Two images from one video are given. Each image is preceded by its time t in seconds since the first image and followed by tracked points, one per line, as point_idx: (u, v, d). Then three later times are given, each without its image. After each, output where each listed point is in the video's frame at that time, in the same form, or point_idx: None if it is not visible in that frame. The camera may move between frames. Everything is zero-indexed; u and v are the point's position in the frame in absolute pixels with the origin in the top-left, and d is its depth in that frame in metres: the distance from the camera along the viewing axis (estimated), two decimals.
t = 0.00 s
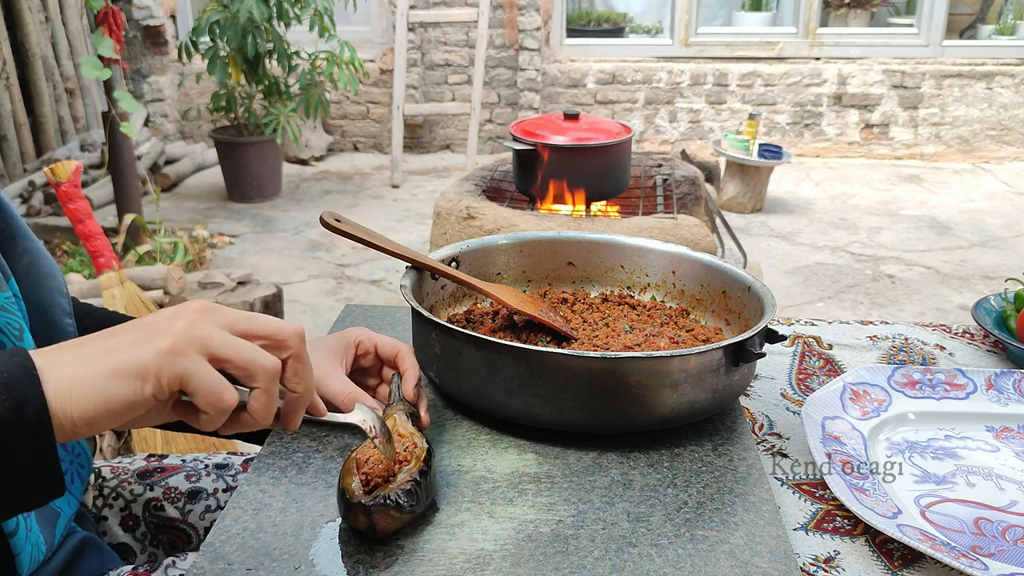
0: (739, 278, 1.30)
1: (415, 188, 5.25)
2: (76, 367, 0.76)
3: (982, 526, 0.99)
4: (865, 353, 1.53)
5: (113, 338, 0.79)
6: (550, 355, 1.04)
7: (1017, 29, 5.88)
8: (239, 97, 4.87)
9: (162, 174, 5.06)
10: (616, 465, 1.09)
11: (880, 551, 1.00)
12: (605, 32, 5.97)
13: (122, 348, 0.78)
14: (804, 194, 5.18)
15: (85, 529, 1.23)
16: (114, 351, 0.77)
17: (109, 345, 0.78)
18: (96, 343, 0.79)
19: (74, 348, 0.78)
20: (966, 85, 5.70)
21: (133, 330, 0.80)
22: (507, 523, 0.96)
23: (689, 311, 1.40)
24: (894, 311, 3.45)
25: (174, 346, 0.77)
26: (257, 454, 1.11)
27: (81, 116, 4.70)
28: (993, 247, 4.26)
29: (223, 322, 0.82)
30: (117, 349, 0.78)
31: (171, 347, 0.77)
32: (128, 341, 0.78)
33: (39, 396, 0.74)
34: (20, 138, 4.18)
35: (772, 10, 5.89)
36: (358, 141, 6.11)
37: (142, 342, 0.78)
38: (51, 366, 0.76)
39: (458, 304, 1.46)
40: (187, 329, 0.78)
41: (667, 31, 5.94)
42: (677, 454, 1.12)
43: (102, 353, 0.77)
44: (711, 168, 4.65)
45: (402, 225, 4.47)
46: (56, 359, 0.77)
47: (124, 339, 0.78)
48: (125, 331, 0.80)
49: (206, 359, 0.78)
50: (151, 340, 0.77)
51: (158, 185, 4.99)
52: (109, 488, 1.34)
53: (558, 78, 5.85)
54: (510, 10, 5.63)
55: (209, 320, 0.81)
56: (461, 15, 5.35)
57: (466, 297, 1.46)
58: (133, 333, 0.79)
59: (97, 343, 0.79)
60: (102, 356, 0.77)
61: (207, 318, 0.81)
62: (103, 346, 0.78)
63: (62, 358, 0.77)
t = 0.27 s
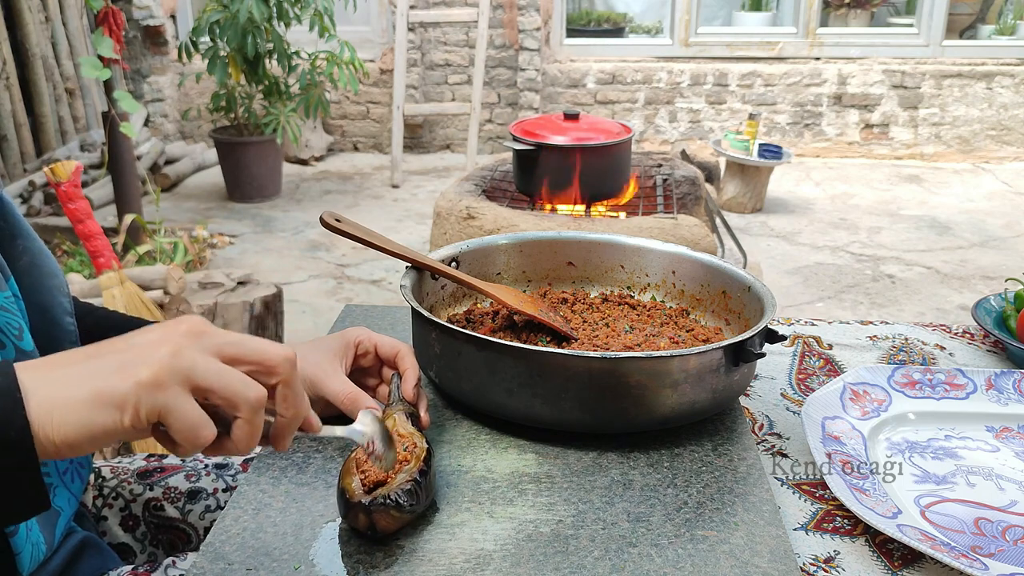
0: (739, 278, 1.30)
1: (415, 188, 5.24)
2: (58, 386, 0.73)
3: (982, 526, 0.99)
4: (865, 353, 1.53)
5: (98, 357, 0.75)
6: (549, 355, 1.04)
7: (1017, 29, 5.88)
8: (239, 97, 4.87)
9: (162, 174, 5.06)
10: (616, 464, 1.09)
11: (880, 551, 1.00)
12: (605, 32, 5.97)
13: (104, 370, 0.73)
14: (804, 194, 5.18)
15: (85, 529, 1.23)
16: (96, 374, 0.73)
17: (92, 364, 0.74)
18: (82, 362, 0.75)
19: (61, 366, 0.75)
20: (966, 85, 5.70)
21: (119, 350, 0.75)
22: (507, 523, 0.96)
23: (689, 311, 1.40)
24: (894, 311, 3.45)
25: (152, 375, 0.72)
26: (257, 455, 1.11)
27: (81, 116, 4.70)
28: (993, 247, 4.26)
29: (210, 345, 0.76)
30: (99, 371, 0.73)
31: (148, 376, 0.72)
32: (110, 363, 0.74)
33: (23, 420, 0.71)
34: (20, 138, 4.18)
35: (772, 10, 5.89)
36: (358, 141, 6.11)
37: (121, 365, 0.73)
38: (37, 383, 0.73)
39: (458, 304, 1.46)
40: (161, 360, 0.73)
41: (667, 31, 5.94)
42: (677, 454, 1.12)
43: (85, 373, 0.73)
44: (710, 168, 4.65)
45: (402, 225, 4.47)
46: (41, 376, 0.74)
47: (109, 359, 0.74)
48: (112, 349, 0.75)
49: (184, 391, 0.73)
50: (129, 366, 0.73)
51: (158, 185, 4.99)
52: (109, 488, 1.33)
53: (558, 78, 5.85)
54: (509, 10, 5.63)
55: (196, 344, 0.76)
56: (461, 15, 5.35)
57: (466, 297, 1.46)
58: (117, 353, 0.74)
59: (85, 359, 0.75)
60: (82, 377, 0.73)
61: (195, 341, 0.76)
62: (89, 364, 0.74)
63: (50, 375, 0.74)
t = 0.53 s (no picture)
0: (739, 278, 1.30)
1: (415, 188, 5.25)
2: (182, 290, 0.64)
3: (982, 526, 0.99)
4: (865, 353, 1.53)
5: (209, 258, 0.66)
6: (549, 355, 1.04)
7: (1017, 29, 5.88)
8: (239, 97, 4.87)
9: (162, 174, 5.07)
10: (616, 464, 1.09)
11: (880, 551, 1.00)
12: (605, 32, 5.97)
13: (233, 272, 0.66)
14: (804, 194, 5.18)
15: (85, 530, 1.23)
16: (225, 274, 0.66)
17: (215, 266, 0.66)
18: (193, 267, 0.66)
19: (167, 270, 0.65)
20: (966, 85, 5.70)
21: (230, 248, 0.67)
22: (507, 523, 0.96)
23: (689, 311, 1.41)
24: (894, 311, 3.45)
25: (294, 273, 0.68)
26: (257, 455, 1.11)
27: (81, 116, 4.70)
28: (993, 247, 4.26)
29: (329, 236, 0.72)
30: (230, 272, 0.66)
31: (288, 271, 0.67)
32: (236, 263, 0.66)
33: (139, 344, 0.63)
34: (20, 138, 4.18)
35: (772, 10, 5.89)
36: (358, 141, 6.11)
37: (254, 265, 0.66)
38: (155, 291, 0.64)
39: (458, 304, 1.46)
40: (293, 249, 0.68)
41: (667, 31, 5.94)
42: (677, 454, 1.12)
43: (208, 276, 0.65)
44: (710, 168, 4.64)
45: (402, 225, 4.47)
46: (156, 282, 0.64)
47: (231, 259, 0.66)
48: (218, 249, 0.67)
49: (325, 280, 0.69)
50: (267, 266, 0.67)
51: (158, 185, 4.99)
52: (109, 488, 1.34)
53: (558, 78, 5.85)
54: (509, 9, 5.64)
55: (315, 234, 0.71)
56: (461, 15, 5.35)
57: (466, 297, 1.46)
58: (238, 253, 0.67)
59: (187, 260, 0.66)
60: (211, 280, 0.65)
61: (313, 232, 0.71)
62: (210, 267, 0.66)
63: (167, 279, 0.65)
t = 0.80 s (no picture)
0: (739, 278, 1.30)
1: (415, 188, 5.25)
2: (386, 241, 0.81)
3: (982, 526, 0.99)
4: (865, 353, 1.53)
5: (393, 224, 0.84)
6: (549, 355, 1.04)
7: (1017, 29, 5.88)
8: (239, 97, 4.87)
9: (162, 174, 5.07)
10: (616, 465, 1.09)
11: (880, 551, 1.00)
12: (605, 32, 5.97)
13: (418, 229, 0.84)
14: (804, 194, 5.18)
15: (86, 529, 1.23)
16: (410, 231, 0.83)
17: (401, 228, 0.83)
18: (387, 231, 0.83)
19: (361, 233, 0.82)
20: (966, 85, 5.70)
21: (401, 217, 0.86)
22: (507, 523, 0.96)
23: (689, 311, 1.41)
24: (894, 311, 3.45)
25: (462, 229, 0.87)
26: (257, 455, 1.11)
27: (81, 115, 4.70)
28: (993, 247, 4.26)
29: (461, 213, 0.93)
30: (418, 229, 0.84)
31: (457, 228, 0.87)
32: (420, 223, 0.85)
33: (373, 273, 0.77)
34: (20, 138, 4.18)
35: (772, 10, 5.90)
36: (358, 141, 6.11)
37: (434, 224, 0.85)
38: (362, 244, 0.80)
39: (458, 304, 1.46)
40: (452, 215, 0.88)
41: (667, 31, 5.94)
42: (677, 454, 1.12)
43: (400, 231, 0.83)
44: (710, 168, 4.65)
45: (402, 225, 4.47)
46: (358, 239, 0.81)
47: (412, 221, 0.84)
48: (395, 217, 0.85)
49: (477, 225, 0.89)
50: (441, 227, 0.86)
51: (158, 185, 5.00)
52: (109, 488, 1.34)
53: (558, 78, 5.85)
54: (509, 10, 5.64)
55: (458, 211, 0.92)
56: (461, 15, 5.35)
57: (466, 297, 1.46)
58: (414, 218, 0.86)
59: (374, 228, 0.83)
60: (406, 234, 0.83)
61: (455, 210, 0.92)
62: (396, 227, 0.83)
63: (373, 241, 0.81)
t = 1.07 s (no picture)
0: (739, 278, 1.30)
1: (415, 188, 5.25)
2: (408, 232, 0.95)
3: (982, 526, 0.99)
4: (865, 353, 1.53)
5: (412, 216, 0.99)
6: (550, 355, 1.04)
7: (1017, 29, 5.88)
8: (239, 97, 4.87)
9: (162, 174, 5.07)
10: (616, 465, 1.09)
11: (880, 551, 1.00)
12: (605, 32, 5.97)
13: (435, 228, 1.00)
14: (804, 194, 5.18)
15: (86, 529, 1.23)
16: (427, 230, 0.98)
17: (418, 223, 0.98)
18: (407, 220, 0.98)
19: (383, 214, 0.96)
20: (966, 85, 5.70)
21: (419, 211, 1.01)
22: (507, 523, 0.96)
23: (689, 311, 1.41)
24: (894, 311, 3.45)
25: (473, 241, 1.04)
26: (257, 455, 1.11)
27: (81, 115, 4.70)
28: (993, 247, 4.26)
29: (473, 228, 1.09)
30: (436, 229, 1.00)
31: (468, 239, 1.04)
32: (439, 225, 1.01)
33: (387, 254, 0.83)
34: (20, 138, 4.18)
35: (772, 10, 5.90)
36: (359, 141, 6.11)
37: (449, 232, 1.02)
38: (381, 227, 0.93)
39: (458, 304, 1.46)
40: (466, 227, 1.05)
41: (667, 31, 5.94)
42: (677, 454, 1.12)
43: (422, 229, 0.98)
44: (711, 168, 4.65)
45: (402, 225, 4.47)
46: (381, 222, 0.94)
47: (431, 218, 1.00)
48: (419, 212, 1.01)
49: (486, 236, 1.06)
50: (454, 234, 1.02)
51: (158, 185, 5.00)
52: (109, 488, 1.34)
53: (558, 78, 5.85)
54: (509, 10, 5.64)
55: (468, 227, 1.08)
56: (461, 15, 5.35)
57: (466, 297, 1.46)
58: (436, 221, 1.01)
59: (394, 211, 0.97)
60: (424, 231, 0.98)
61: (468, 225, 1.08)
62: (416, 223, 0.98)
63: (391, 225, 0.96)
